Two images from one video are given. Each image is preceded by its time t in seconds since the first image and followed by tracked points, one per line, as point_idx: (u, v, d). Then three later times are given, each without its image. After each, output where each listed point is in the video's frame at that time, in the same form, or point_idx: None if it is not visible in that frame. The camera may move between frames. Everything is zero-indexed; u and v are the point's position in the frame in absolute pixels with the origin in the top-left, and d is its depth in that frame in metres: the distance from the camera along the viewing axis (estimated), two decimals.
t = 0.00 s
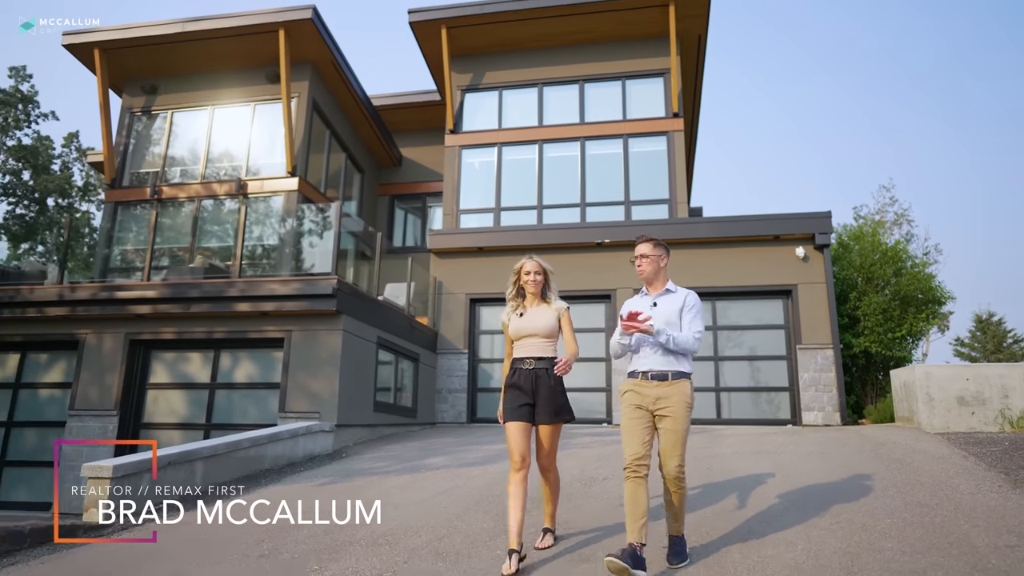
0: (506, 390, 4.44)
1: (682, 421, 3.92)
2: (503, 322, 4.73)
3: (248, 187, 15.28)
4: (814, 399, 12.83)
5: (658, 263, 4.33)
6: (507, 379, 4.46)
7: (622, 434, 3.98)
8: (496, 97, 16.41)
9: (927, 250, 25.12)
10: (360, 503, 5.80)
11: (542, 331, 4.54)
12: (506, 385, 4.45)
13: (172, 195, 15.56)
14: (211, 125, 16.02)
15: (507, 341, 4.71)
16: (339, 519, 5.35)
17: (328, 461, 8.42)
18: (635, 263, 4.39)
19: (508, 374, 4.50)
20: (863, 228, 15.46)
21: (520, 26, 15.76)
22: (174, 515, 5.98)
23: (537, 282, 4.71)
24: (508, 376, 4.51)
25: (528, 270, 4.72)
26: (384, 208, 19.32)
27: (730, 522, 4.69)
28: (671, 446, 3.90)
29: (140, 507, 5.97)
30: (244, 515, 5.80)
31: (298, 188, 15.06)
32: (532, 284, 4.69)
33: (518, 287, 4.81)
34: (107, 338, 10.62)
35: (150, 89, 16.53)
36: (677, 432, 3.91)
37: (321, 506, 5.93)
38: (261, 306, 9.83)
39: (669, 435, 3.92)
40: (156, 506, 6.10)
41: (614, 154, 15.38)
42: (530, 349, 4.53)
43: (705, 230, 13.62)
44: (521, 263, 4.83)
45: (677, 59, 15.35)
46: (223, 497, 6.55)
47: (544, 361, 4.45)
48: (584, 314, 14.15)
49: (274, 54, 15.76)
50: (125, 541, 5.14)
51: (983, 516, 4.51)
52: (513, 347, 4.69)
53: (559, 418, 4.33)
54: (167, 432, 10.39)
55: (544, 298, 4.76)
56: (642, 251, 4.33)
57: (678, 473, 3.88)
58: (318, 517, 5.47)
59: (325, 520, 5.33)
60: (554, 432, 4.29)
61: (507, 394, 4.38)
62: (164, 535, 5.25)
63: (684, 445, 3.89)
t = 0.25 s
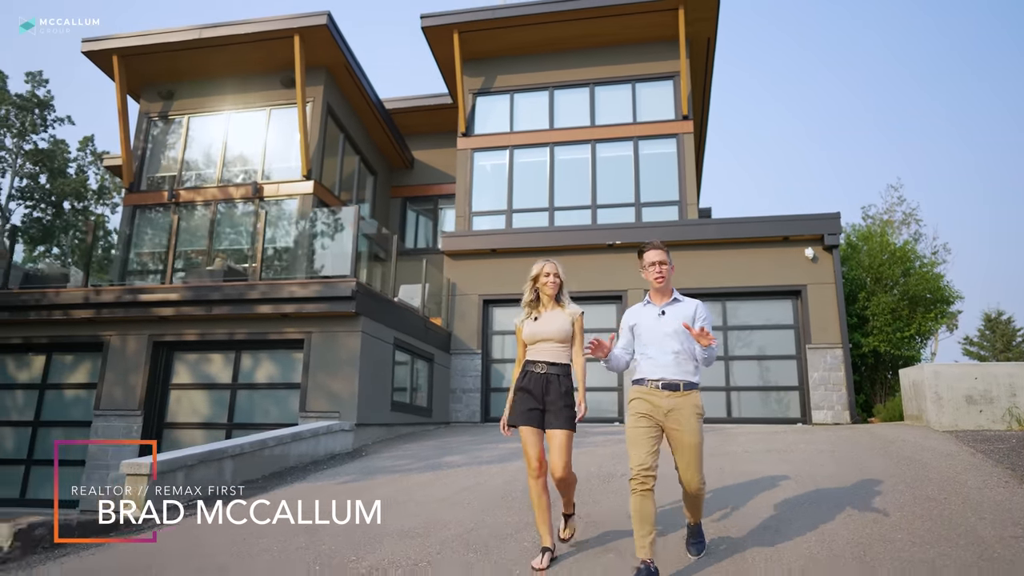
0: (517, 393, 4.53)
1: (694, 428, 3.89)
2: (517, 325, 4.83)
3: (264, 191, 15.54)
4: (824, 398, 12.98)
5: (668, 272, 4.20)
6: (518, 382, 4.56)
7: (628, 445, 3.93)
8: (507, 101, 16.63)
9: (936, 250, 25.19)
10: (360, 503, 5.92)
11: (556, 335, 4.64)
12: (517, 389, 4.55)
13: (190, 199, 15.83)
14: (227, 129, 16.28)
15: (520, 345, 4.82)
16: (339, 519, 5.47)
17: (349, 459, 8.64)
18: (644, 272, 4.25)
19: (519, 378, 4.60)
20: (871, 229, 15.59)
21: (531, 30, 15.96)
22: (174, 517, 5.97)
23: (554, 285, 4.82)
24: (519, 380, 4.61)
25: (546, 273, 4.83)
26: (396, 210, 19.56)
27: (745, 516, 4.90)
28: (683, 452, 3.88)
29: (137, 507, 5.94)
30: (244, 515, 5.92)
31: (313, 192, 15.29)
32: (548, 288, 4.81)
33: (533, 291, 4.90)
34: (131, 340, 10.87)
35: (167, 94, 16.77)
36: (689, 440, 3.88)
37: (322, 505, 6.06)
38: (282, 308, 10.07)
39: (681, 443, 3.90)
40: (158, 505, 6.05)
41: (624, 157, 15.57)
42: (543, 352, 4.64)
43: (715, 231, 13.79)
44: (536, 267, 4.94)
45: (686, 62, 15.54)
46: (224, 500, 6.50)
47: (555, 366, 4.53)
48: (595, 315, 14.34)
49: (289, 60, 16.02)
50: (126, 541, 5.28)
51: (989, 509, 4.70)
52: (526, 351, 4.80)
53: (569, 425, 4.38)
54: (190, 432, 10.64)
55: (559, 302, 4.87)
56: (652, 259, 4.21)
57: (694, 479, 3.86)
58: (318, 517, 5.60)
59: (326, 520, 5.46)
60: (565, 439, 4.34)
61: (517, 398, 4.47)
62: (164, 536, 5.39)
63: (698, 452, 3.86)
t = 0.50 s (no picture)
0: (533, 389, 4.52)
1: (705, 422, 3.71)
2: (532, 320, 4.64)
3: (278, 193, 15.72)
4: (832, 396, 13.16)
5: (681, 269, 4.05)
6: (534, 378, 4.53)
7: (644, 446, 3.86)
8: (518, 103, 16.82)
9: (942, 249, 25.35)
10: (360, 503, 6.01)
11: (572, 332, 4.48)
12: (532, 384, 4.52)
13: (205, 200, 16.05)
14: (241, 131, 16.51)
15: (535, 339, 4.67)
16: (339, 519, 5.56)
17: (369, 457, 8.86)
18: (656, 267, 4.08)
19: (534, 373, 4.55)
20: (878, 229, 15.74)
21: (541, 32, 16.14)
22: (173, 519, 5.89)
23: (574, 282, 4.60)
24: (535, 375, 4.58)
25: (565, 270, 4.59)
26: (407, 210, 19.79)
27: (762, 510, 5.10)
28: (694, 447, 3.66)
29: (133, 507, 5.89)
30: (244, 514, 5.92)
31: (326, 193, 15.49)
32: (567, 285, 4.56)
33: (552, 287, 4.60)
34: (152, 340, 11.08)
35: (183, 97, 16.98)
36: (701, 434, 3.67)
37: (321, 505, 6.13)
38: (301, 309, 10.29)
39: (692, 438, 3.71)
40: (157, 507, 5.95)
41: (633, 158, 15.76)
42: (558, 348, 4.49)
43: (724, 231, 13.96)
44: (554, 261, 4.65)
45: (695, 65, 15.71)
46: (226, 500, 6.44)
47: (570, 361, 4.44)
48: (605, 314, 14.53)
49: (303, 63, 16.23)
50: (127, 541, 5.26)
51: (997, 502, 4.88)
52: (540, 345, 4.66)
53: (585, 418, 4.29)
54: (211, 430, 10.86)
55: (577, 298, 4.66)
56: (666, 256, 4.05)
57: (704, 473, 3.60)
58: (318, 517, 5.68)
59: (325, 520, 5.54)
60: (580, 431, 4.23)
61: (533, 394, 4.47)
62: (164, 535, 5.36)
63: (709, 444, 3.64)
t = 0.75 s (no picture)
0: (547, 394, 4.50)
1: (726, 424, 3.78)
2: (544, 323, 4.66)
3: (289, 192, 15.92)
4: (837, 392, 13.35)
5: (698, 267, 4.12)
6: (548, 383, 4.51)
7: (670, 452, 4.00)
8: (525, 103, 17.01)
9: (943, 246, 25.55)
10: (360, 503, 5.84)
11: (584, 335, 4.48)
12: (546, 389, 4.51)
13: (217, 200, 16.25)
14: (252, 131, 16.70)
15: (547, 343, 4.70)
16: (339, 519, 5.43)
17: (386, 452, 9.07)
18: (674, 267, 4.15)
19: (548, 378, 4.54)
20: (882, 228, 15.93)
21: (549, 33, 16.33)
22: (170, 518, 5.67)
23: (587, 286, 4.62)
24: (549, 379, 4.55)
25: (577, 273, 4.62)
26: (414, 209, 19.98)
27: (775, 501, 5.32)
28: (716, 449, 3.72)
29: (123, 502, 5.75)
30: (244, 514, 5.80)
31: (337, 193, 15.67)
32: (581, 288, 4.59)
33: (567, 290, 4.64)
34: (170, 338, 11.30)
35: (194, 97, 17.15)
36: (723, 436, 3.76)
37: (321, 506, 5.94)
38: (318, 307, 10.50)
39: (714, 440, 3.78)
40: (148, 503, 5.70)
41: (639, 158, 15.95)
42: (570, 352, 4.50)
43: (730, 230, 14.16)
44: (569, 264, 4.69)
45: (700, 65, 15.90)
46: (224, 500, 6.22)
47: (583, 364, 4.41)
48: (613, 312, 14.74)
49: (313, 64, 16.42)
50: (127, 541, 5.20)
51: (1001, 493, 5.10)
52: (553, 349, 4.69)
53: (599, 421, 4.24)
54: (228, 426, 11.07)
55: (590, 301, 4.67)
56: (683, 255, 4.11)
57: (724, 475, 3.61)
58: (317, 517, 5.55)
59: (326, 520, 5.42)
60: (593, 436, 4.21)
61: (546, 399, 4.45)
62: (166, 535, 5.27)
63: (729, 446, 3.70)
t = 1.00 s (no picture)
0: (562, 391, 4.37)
1: (756, 433, 3.70)
2: (557, 322, 4.58)
3: (298, 193, 16.17)
4: (840, 390, 13.56)
5: (720, 272, 4.10)
6: (563, 380, 4.39)
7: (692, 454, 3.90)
8: (532, 104, 17.19)
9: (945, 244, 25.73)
10: (360, 503, 5.96)
11: (598, 332, 4.39)
12: (561, 387, 4.39)
13: (228, 201, 16.46)
14: (262, 133, 16.89)
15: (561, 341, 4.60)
16: (339, 519, 5.55)
17: (401, 449, 9.28)
18: (695, 272, 4.13)
19: (563, 375, 4.43)
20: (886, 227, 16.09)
21: (555, 35, 16.50)
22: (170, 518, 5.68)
23: (598, 281, 4.54)
24: (563, 377, 4.44)
25: (587, 269, 4.53)
26: (421, 209, 20.17)
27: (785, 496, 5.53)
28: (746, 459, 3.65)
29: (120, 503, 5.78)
30: (245, 515, 5.86)
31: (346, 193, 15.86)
32: (590, 284, 4.52)
33: (576, 288, 4.57)
34: (186, 338, 11.51)
35: (203, 99, 17.33)
36: (752, 445, 3.68)
37: (321, 505, 6.06)
38: (332, 307, 10.70)
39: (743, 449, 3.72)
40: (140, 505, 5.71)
41: (645, 158, 16.14)
42: (584, 349, 4.41)
43: (735, 230, 14.33)
44: (576, 261, 4.61)
45: (706, 66, 16.08)
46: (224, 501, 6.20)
47: (601, 362, 4.33)
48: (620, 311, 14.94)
49: (322, 66, 16.60)
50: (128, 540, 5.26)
51: (1003, 488, 5.30)
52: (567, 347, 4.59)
53: (618, 420, 4.19)
54: (244, 424, 11.28)
55: (601, 297, 4.59)
56: (704, 259, 4.09)
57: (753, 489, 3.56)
58: (318, 517, 5.65)
59: (326, 520, 5.53)
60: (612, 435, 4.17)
61: (562, 396, 4.32)
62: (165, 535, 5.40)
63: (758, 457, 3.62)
